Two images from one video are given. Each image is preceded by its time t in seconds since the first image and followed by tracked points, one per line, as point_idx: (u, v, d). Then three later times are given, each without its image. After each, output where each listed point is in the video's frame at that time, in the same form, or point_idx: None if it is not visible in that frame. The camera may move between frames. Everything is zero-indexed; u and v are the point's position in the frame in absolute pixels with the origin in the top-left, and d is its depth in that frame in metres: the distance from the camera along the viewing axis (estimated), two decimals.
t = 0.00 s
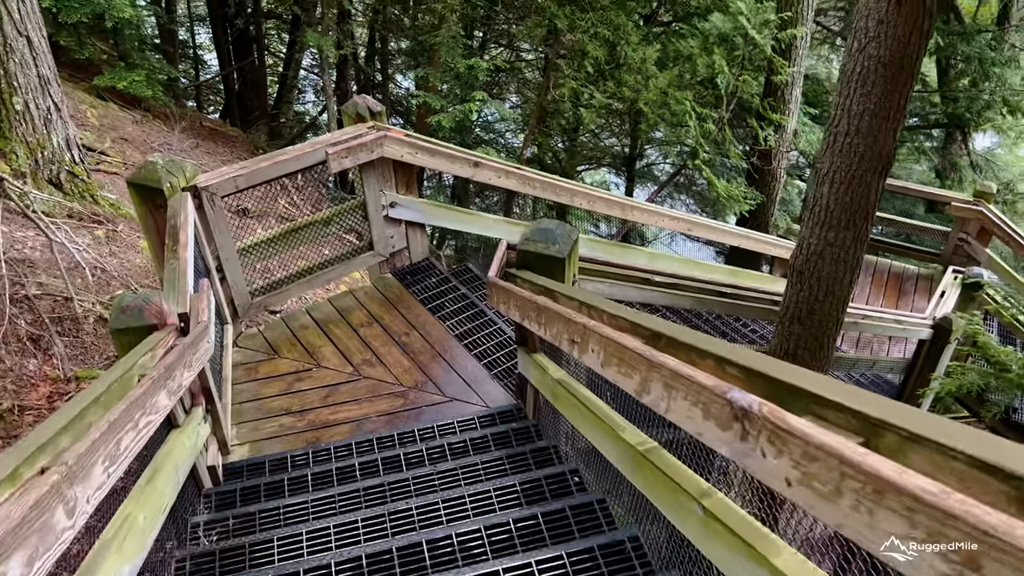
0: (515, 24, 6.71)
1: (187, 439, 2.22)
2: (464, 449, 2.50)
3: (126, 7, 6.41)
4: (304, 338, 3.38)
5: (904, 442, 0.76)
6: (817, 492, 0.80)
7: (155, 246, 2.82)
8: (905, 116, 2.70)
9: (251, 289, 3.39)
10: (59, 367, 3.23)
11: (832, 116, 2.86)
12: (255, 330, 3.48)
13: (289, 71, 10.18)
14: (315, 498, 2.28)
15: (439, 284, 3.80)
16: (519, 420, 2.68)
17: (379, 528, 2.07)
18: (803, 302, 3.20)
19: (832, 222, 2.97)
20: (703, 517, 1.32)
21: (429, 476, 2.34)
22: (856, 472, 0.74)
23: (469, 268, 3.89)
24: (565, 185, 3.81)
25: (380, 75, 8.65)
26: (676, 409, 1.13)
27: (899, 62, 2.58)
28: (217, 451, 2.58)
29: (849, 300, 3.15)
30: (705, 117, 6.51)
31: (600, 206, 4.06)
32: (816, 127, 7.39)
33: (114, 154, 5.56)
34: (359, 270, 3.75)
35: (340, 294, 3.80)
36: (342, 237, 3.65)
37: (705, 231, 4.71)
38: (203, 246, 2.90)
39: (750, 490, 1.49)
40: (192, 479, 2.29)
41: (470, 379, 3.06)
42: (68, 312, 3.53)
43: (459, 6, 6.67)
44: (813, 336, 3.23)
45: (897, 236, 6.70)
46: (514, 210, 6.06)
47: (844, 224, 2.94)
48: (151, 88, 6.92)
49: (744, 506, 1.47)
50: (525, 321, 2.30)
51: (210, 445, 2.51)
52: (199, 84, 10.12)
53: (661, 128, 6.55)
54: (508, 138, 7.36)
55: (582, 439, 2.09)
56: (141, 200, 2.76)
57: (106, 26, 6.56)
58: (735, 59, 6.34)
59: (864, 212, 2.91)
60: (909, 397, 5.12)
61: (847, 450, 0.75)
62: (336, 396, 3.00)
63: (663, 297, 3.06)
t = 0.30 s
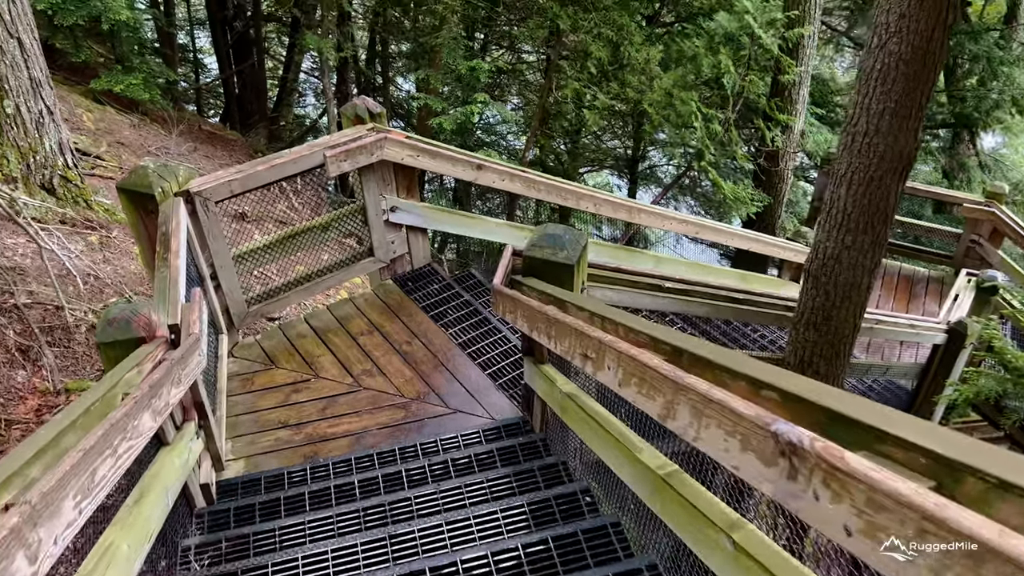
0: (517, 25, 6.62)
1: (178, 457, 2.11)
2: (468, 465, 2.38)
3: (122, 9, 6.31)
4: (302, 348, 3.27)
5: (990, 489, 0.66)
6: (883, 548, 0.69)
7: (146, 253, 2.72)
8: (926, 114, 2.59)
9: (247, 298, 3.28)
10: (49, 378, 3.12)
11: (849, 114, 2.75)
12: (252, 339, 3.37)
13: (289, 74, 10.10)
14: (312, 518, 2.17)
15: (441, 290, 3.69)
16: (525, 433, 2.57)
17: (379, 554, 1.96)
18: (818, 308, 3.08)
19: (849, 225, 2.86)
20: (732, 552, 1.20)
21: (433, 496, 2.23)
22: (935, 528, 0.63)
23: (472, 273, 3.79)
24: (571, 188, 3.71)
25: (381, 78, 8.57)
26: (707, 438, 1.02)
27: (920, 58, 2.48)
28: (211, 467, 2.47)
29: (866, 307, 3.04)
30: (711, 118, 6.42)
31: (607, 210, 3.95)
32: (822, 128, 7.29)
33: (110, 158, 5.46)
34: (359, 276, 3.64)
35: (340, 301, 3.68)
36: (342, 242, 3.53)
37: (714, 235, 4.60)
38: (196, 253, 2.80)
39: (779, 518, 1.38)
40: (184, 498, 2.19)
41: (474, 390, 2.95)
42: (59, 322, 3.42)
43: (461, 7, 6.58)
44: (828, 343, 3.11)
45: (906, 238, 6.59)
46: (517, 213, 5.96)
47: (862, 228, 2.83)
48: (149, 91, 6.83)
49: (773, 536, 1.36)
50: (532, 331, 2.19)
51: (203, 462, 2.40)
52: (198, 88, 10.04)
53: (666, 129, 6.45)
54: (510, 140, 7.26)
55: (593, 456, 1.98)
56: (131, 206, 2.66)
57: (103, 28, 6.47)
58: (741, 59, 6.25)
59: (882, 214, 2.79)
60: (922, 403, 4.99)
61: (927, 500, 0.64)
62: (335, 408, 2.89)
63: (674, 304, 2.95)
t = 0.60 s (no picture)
0: (523, 15, 6.50)
1: (177, 463, 2.02)
2: (480, 471, 2.28)
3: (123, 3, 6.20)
4: (307, 347, 3.16)
5: None
6: None
7: (143, 250, 2.62)
8: (958, 99, 2.48)
9: (249, 296, 3.18)
10: (46, 380, 3.02)
11: (876, 100, 2.64)
12: (255, 339, 3.27)
13: (292, 68, 10.00)
14: (318, 528, 2.07)
15: (449, 287, 3.59)
16: (539, 436, 2.47)
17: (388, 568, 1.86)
18: (841, 303, 2.97)
19: (875, 217, 2.74)
20: (777, 575, 1.10)
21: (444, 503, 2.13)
22: None
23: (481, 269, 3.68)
24: (582, 180, 3.60)
25: (385, 71, 8.47)
26: (755, 456, 0.92)
27: (953, 40, 2.37)
28: (213, 473, 2.38)
29: (891, 302, 2.92)
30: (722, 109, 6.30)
31: (619, 203, 3.84)
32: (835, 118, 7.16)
33: (110, 154, 5.36)
34: (364, 274, 3.54)
35: (345, 299, 3.58)
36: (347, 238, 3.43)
37: (729, 228, 4.49)
38: (195, 250, 2.70)
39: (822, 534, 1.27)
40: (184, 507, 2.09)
41: (484, 390, 2.85)
42: (58, 322, 3.33)
43: None
44: (852, 339, 2.99)
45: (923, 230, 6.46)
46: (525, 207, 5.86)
47: (889, 219, 2.71)
48: (150, 86, 6.73)
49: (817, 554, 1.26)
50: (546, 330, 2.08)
51: (204, 468, 2.31)
52: (201, 83, 9.95)
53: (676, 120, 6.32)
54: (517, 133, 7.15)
55: (613, 463, 1.88)
56: (127, 202, 2.55)
57: (103, 22, 6.37)
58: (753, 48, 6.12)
59: (910, 204, 2.68)
60: (943, 397, 4.86)
61: None
62: (341, 410, 2.79)
63: (692, 300, 2.84)
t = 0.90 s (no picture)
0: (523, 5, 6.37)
1: (174, 475, 1.91)
2: (492, 479, 2.18)
3: None
4: (308, 349, 3.05)
5: None
6: None
7: (135, 250, 2.50)
8: (988, 83, 2.36)
9: (247, 297, 3.07)
10: (38, 386, 2.91)
11: (901, 85, 2.53)
12: (254, 341, 3.15)
13: (289, 63, 9.88)
14: (323, 542, 1.97)
15: (454, 284, 3.48)
16: (552, 441, 2.36)
17: None
18: (862, 297, 2.85)
19: (898, 207, 2.63)
20: None
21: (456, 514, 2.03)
22: None
23: (489, 265, 3.58)
24: (590, 173, 3.49)
25: (384, 64, 8.36)
26: (817, 481, 0.81)
27: (984, 20, 2.25)
28: (211, 483, 2.27)
29: (914, 296, 2.81)
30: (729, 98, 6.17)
31: (628, 196, 3.73)
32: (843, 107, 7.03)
33: (104, 151, 5.24)
34: (367, 272, 3.43)
35: (347, 298, 3.46)
36: (349, 236, 3.32)
37: (740, 220, 4.38)
38: (190, 249, 2.58)
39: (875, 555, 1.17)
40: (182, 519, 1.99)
41: (494, 391, 2.74)
42: (50, 325, 3.21)
43: None
44: (873, 335, 2.88)
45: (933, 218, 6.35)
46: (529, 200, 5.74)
47: (913, 209, 2.60)
48: (145, 82, 6.60)
49: None
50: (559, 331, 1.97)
51: (202, 479, 2.20)
52: (196, 78, 9.82)
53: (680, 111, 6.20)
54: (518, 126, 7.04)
55: (634, 472, 1.77)
56: (118, 199, 2.44)
57: (95, 17, 6.24)
58: (760, 37, 5.99)
59: (935, 193, 2.56)
60: (960, 389, 4.75)
61: None
62: (345, 414, 2.68)
63: (709, 296, 2.73)
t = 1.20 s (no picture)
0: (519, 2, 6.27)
1: (164, 496, 1.80)
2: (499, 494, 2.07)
3: None
4: (304, 357, 2.94)
5: None
6: None
7: (121, 257, 2.39)
8: (1012, 75, 2.27)
9: (239, 304, 2.95)
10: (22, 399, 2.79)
11: (920, 77, 2.43)
12: (248, 349, 3.04)
13: (282, 63, 9.77)
14: (322, 565, 1.86)
15: (455, 288, 3.37)
16: (562, 453, 2.26)
17: None
18: (878, 297, 2.75)
19: (917, 204, 2.52)
20: None
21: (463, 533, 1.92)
22: None
23: (490, 267, 3.48)
24: (593, 171, 3.38)
25: (378, 64, 8.26)
26: (893, 523, 0.70)
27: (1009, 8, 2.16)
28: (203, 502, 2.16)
29: (932, 296, 2.71)
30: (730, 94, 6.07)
31: (632, 195, 3.63)
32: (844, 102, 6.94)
33: (92, 154, 5.12)
34: (364, 276, 3.32)
35: (344, 304, 3.35)
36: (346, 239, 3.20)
37: (745, 218, 4.29)
38: (179, 255, 2.47)
39: None
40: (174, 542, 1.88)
41: (498, 400, 2.63)
42: (35, 335, 3.09)
43: None
44: (890, 336, 2.78)
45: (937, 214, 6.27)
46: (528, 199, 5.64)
47: (932, 206, 2.50)
48: (134, 83, 6.48)
49: None
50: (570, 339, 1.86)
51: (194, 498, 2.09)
52: (187, 80, 9.69)
53: (680, 108, 6.10)
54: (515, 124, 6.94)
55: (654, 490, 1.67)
56: (102, 205, 2.32)
57: (82, 17, 6.11)
58: (761, 31, 5.89)
59: (956, 189, 2.46)
60: (971, 387, 4.70)
61: None
62: (343, 425, 2.57)
63: (721, 298, 2.62)
